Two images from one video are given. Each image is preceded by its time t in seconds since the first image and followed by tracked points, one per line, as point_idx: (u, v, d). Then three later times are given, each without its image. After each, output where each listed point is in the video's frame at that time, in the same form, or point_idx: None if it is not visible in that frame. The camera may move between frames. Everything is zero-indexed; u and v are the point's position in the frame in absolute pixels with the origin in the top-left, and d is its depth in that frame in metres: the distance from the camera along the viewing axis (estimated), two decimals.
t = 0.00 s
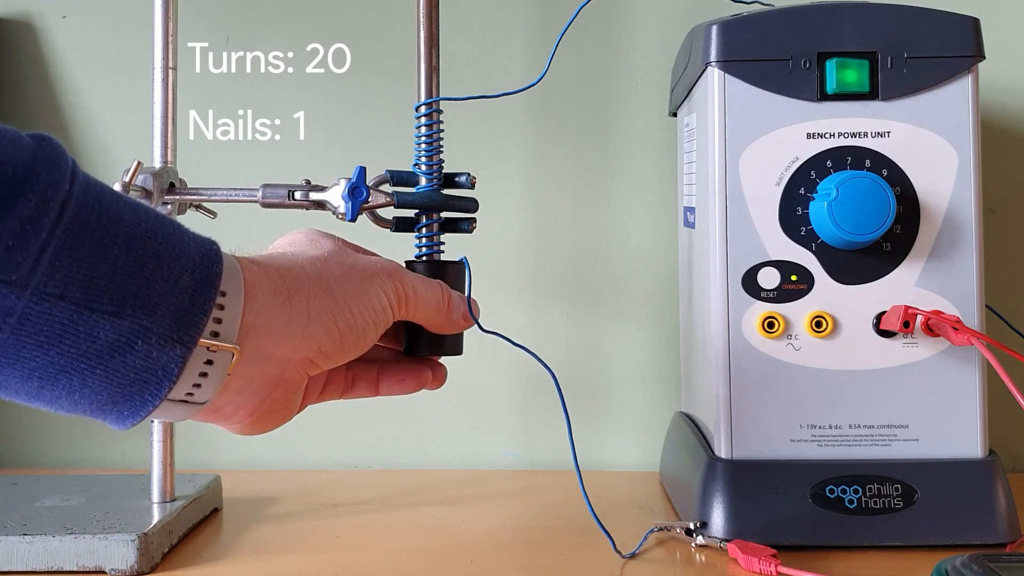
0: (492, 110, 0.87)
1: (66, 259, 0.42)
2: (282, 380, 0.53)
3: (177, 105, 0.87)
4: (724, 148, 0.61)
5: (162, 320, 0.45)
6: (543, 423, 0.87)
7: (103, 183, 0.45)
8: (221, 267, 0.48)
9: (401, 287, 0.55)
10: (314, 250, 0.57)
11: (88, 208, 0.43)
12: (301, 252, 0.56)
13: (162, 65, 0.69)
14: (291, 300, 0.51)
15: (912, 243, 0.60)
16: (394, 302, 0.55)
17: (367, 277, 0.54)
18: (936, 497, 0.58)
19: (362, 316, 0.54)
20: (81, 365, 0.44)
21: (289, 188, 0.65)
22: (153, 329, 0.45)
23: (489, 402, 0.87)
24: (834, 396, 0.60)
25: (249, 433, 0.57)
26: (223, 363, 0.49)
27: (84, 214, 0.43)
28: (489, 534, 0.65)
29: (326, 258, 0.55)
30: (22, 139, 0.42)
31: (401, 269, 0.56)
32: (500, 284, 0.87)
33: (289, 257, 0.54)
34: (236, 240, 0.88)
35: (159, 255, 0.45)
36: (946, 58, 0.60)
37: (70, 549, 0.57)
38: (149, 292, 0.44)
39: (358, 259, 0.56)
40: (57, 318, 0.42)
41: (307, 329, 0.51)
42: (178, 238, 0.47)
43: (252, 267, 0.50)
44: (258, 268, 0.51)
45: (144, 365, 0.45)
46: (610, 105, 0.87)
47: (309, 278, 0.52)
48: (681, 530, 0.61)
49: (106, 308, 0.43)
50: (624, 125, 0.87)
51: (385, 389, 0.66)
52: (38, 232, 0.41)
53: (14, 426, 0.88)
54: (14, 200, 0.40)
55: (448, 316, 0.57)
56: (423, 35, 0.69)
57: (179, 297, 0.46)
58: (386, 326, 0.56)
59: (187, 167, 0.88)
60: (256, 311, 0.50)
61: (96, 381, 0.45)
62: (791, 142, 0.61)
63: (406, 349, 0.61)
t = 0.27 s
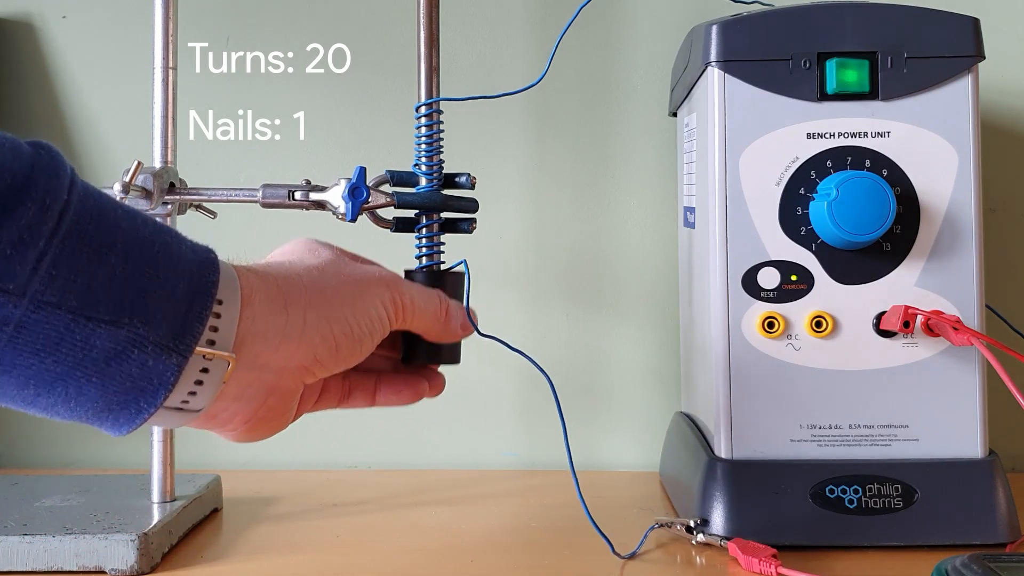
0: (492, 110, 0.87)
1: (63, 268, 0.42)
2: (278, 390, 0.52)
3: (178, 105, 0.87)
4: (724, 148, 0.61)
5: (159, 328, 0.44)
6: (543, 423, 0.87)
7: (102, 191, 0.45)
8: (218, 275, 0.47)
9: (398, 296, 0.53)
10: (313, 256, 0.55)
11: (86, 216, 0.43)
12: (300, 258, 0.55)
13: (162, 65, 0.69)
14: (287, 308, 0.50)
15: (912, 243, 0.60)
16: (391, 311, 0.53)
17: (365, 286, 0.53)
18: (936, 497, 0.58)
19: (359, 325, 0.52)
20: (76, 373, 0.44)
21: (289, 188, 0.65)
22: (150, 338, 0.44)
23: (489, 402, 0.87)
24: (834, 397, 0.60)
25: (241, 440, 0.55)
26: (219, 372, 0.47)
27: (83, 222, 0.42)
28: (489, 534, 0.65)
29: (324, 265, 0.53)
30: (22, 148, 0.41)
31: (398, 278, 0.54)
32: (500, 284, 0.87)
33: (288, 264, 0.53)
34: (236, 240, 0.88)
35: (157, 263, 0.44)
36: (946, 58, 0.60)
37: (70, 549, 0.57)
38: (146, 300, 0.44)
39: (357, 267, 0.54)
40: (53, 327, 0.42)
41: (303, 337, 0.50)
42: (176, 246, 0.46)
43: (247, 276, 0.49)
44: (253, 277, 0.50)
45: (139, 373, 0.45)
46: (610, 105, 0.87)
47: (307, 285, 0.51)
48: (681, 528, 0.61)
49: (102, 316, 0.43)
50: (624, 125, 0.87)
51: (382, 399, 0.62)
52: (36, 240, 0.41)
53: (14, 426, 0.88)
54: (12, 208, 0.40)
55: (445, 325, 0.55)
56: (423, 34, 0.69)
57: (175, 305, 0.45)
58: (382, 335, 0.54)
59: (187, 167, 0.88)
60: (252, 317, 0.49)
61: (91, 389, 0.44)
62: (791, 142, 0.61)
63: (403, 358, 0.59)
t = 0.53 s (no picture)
0: (492, 110, 0.87)
1: (48, 306, 0.40)
2: (259, 434, 0.48)
3: (178, 105, 0.87)
4: (724, 148, 0.61)
5: (143, 369, 0.42)
6: (543, 423, 0.87)
7: (94, 228, 0.43)
8: (205, 318, 0.45)
9: (388, 342, 0.50)
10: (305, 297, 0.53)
11: (75, 254, 0.41)
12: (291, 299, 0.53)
13: (162, 65, 0.69)
14: (272, 350, 0.47)
15: (912, 243, 0.60)
16: (379, 357, 0.50)
17: (355, 329, 0.50)
18: (936, 497, 0.58)
19: (345, 369, 0.49)
20: (57, 414, 0.41)
21: (289, 188, 0.64)
22: (133, 379, 0.42)
23: (489, 402, 0.87)
24: (834, 397, 0.60)
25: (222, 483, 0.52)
26: (201, 414, 0.45)
27: (70, 261, 0.41)
28: (490, 534, 0.65)
29: (315, 305, 0.51)
30: (11, 183, 0.40)
31: (388, 322, 0.52)
32: (500, 284, 0.87)
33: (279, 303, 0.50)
34: (236, 240, 0.88)
35: (145, 302, 0.42)
36: (946, 58, 0.60)
37: (70, 549, 0.57)
38: (132, 340, 0.42)
39: (348, 309, 0.52)
40: (36, 367, 0.40)
41: (286, 381, 0.47)
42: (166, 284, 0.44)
43: (235, 316, 0.47)
44: (241, 317, 0.47)
45: (121, 416, 0.42)
46: (610, 106, 0.87)
47: (295, 326, 0.48)
48: (681, 529, 0.61)
49: (85, 356, 0.41)
50: (624, 125, 0.87)
51: (367, 447, 0.60)
52: (22, 279, 0.39)
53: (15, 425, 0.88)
54: None
55: (433, 373, 0.52)
56: (423, 34, 0.69)
57: (161, 345, 0.43)
58: (369, 382, 0.51)
59: (187, 167, 0.88)
60: (236, 359, 0.46)
61: (71, 430, 0.42)
62: (791, 142, 0.61)
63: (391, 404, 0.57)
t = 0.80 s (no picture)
0: (492, 110, 0.87)
1: (43, 341, 0.40)
2: (249, 468, 0.48)
3: (178, 105, 0.87)
4: (724, 148, 0.61)
5: (136, 405, 0.42)
6: (542, 423, 0.87)
7: (91, 260, 0.43)
8: (200, 353, 0.45)
9: (381, 381, 0.51)
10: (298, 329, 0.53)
11: (71, 288, 0.41)
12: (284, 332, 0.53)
13: (162, 66, 0.69)
14: (264, 386, 0.47)
15: (912, 243, 0.60)
16: (371, 396, 0.51)
17: (348, 367, 0.50)
18: (936, 497, 0.58)
19: (337, 406, 0.49)
20: (47, 448, 0.41)
21: (289, 188, 0.64)
22: (125, 415, 0.42)
23: (489, 402, 0.87)
24: (834, 397, 0.60)
25: (209, 514, 0.51)
26: (191, 450, 0.45)
27: (66, 294, 0.41)
28: (490, 534, 0.65)
29: (308, 339, 0.51)
30: (10, 216, 0.40)
31: (381, 360, 0.52)
32: (500, 285, 0.87)
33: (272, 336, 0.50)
34: (236, 240, 0.88)
35: (139, 337, 0.42)
36: (946, 58, 0.60)
37: (69, 549, 0.56)
38: (125, 376, 0.42)
39: (342, 345, 0.52)
40: (27, 402, 0.40)
41: (278, 418, 0.47)
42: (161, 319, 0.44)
43: (229, 349, 0.47)
44: (235, 351, 0.47)
45: (111, 451, 0.42)
46: (610, 106, 0.87)
47: (289, 362, 0.48)
48: (681, 528, 0.61)
49: (77, 392, 0.40)
50: (624, 126, 0.87)
51: (356, 486, 0.60)
52: (17, 313, 0.39)
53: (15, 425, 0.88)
54: None
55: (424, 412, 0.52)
56: (423, 34, 0.69)
57: (154, 381, 0.43)
58: (359, 420, 0.51)
59: (187, 167, 0.88)
60: (228, 395, 0.46)
61: (61, 464, 0.42)
62: (791, 142, 0.61)
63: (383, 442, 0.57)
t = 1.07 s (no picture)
0: (492, 110, 0.87)
1: (18, 380, 0.39)
2: (223, 518, 0.48)
3: (178, 105, 0.87)
4: (724, 148, 0.61)
5: (109, 449, 0.42)
6: (542, 423, 0.87)
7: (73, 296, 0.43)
8: (180, 395, 0.45)
9: (368, 438, 0.53)
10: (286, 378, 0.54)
11: (50, 327, 0.41)
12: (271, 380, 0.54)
13: (162, 66, 0.69)
14: (249, 437, 0.47)
15: (912, 243, 0.60)
16: (357, 451, 0.52)
17: (336, 421, 0.51)
18: (936, 497, 0.58)
19: (321, 459, 0.50)
20: (17, 490, 0.41)
21: (289, 188, 0.64)
22: (98, 459, 0.41)
23: (489, 402, 0.87)
24: (834, 396, 0.60)
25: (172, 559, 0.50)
26: (164, 496, 0.44)
27: (45, 333, 0.40)
28: (490, 534, 0.65)
29: (297, 389, 0.52)
30: None
31: (369, 417, 0.54)
32: (500, 285, 0.87)
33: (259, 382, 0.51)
34: (236, 240, 0.88)
35: (117, 380, 0.42)
36: (946, 58, 0.60)
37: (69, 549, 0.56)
38: (100, 419, 0.41)
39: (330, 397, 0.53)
40: None
41: (260, 469, 0.47)
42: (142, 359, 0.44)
43: (215, 396, 0.47)
44: (220, 397, 0.47)
45: (82, 496, 0.42)
46: (609, 106, 0.87)
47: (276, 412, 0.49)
48: (681, 528, 0.61)
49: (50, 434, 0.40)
50: (624, 126, 0.87)
51: (271, 525, 0.58)
52: None
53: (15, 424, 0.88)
54: None
55: (410, 473, 0.55)
56: (423, 34, 0.69)
57: (130, 424, 0.43)
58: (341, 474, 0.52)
59: (187, 167, 0.88)
60: (209, 442, 0.46)
61: (30, 506, 0.42)
62: (791, 142, 0.61)
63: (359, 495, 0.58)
